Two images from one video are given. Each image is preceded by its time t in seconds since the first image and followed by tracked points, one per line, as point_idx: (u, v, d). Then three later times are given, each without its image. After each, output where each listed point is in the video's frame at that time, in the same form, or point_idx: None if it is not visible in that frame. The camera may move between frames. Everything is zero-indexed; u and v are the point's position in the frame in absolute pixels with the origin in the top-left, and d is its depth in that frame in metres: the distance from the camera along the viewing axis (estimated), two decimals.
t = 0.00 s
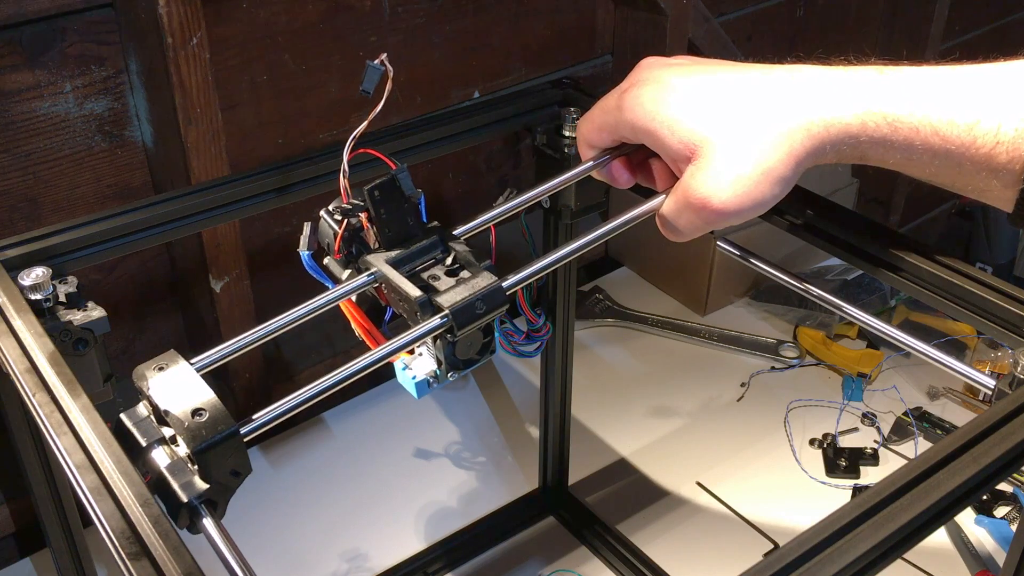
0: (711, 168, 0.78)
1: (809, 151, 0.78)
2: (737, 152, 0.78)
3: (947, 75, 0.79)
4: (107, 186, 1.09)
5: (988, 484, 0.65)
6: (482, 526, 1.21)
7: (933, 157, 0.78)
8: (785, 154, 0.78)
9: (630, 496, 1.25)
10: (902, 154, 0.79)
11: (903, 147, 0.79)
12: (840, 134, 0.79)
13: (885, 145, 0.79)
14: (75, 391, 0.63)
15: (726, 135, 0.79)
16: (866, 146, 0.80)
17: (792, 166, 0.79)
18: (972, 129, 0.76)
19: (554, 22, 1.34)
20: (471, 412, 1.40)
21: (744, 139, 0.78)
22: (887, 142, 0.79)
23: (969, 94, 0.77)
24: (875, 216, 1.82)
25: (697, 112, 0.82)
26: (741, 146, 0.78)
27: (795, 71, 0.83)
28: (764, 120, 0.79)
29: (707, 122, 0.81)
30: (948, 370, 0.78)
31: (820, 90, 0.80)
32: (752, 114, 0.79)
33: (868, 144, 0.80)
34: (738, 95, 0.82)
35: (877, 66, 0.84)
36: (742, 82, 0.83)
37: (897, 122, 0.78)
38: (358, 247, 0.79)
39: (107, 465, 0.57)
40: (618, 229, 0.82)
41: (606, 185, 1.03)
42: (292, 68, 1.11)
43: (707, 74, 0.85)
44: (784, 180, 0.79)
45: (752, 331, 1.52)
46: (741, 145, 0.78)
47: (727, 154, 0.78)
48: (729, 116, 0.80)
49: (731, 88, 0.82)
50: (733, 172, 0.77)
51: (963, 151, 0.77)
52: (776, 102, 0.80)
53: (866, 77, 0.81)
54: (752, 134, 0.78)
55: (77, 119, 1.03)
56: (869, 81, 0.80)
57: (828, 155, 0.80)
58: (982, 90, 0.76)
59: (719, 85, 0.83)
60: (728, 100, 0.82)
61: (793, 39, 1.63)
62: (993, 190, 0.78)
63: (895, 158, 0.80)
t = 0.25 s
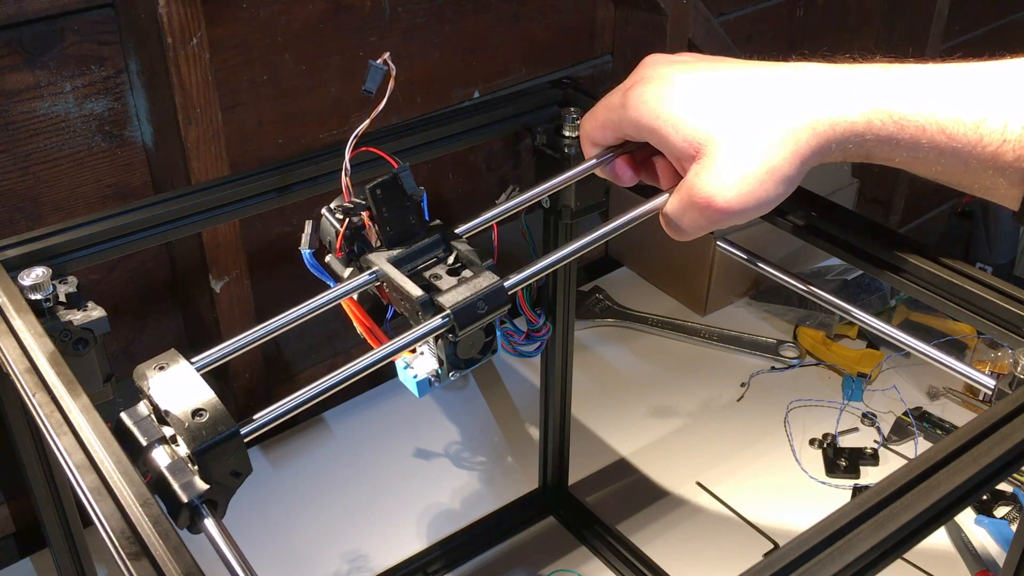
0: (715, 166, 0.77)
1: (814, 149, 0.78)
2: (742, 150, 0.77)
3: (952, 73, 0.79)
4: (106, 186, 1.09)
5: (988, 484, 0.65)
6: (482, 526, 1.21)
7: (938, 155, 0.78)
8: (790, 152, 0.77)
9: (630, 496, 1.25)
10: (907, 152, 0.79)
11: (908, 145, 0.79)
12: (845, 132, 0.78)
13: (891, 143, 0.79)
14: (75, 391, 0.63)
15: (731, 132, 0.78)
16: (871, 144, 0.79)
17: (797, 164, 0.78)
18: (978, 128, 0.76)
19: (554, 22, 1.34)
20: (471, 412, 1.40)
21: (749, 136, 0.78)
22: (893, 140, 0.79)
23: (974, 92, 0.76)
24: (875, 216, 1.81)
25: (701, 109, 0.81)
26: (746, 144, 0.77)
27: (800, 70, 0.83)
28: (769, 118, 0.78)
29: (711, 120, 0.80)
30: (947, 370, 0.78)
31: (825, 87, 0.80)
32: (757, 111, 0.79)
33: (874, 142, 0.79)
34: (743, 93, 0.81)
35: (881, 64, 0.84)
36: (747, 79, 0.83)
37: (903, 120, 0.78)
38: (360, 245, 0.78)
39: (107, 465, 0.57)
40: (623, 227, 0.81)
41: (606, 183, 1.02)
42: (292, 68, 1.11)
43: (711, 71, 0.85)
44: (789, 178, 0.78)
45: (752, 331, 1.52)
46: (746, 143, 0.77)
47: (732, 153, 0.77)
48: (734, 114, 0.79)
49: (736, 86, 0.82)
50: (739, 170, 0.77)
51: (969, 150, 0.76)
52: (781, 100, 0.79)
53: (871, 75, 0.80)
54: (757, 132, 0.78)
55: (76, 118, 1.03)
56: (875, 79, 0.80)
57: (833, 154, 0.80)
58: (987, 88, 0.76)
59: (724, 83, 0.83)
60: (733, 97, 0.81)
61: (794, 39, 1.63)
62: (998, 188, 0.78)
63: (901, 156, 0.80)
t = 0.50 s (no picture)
0: (724, 175, 0.76)
1: (825, 158, 0.76)
2: (750, 159, 0.76)
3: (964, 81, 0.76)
4: (106, 185, 1.09)
5: (987, 484, 0.65)
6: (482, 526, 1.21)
7: (950, 163, 0.76)
8: (800, 162, 0.75)
9: (630, 496, 1.25)
10: (920, 161, 0.77)
11: (920, 155, 0.76)
12: (856, 142, 0.76)
13: (903, 153, 0.77)
14: (75, 391, 0.63)
15: (739, 141, 0.77)
16: (883, 153, 0.77)
17: (807, 173, 0.76)
18: (989, 136, 0.74)
19: (554, 22, 1.34)
20: (472, 412, 1.40)
21: (757, 146, 0.76)
22: (904, 150, 0.76)
23: (986, 99, 0.74)
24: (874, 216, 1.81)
25: (710, 118, 0.80)
26: (754, 152, 0.76)
27: (810, 78, 0.81)
28: (777, 126, 0.76)
29: (720, 129, 0.79)
30: (947, 370, 0.78)
31: (834, 96, 0.78)
32: (765, 120, 0.77)
33: (886, 152, 0.77)
34: (751, 101, 0.80)
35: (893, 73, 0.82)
36: (756, 88, 0.82)
37: (914, 129, 0.76)
38: (366, 248, 0.78)
39: (107, 465, 0.57)
40: (634, 232, 0.81)
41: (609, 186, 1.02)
42: (292, 68, 1.11)
43: (720, 80, 0.84)
44: (798, 189, 0.76)
45: (752, 331, 1.52)
46: (754, 151, 0.76)
47: (740, 161, 0.76)
48: (742, 122, 0.78)
49: (744, 94, 0.81)
50: (746, 178, 0.75)
51: (981, 159, 0.74)
52: (790, 109, 0.77)
53: (881, 83, 0.78)
54: (765, 140, 0.76)
55: (77, 119, 1.03)
56: (886, 87, 0.78)
57: (844, 163, 0.77)
58: (1000, 96, 0.74)
59: (733, 92, 0.82)
60: (741, 106, 0.80)
61: (793, 39, 1.63)
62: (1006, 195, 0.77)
63: (914, 165, 0.77)
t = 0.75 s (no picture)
0: (734, 192, 0.76)
1: (835, 177, 0.75)
2: (762, 177, 0.76)
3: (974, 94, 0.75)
4: (106, 185, 1.09)
5: (987, 484, 0.65)
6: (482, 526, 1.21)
7: (961, 180, 0.74)
8: (810, 179, 0.75)
9: (630, 496, 1.25)
10: (930, 177, 0.75)
11: (931, 171, 0.75)
12: (867, 159, 0.75)
13: (914, 169, 0.75)
14: (75, 391, 0.63)
15: (751, 158, 0.77)
16: (894, 170, 0.76)
17: (817, 192, 0.76)
18: (1001, 150, 0.72)
19: (554, 22, 1.34)
20: (472, 412, 1.40)
21: (768, 164, 0.76)
22: (915, 166, 0.75)
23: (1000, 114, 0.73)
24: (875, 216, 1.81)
25: (721, 133, 0.80)
26: (765, 169, 0.76)
27: (821, 94, 0.81)
28: (789, 144, 0.76)
29: (731, 145, 0.79)
30: (947, 370, 0.78)
31: (846, 112, 0.77)
32: (777, 137, 0.77)
33: (896, 168, 0.76)
34: (763, 117, 0.80)
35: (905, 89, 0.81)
36: (768, 104, 0.81)
37: (925, 145, 0.74)
38: (372, 252, 0.78)
39: (107, 465, 0.57)
40: (642, 244, 0.82)
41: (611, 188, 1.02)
42: (292, 68, 1.11)
43: (732, 95, 0.84)
44: (808, 207, 0.76)
45: (752, 331, 1.52)
46: (765, 168, 0.76)
47: (752, 179, 0.76)
48: (753, 139, 0.78)
49: (755, 110, 0.80)
50: (757, 196, 0.75)
51: (993, 173, 0.73)
52: (801, 125, 0.77)
53: (891, 100, 0.77)
54: (776, 158, 0.76)
55: (76, 119, 1.03)
56: (896, 104, 0.77)
57: (854, 180, 0.77)
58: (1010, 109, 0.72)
59: (744, 108, 0.81)
60: (752, 122, 0.79)
61: (794, 39, 1.63)
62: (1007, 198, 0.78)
63: (925, 182, 0.76)
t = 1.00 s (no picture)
0: (742, 191, 0.76)
1: (844, 174, 0.75)
2: (769, 175, 0.75)
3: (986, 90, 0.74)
4: (106, 186, 1.09)
5: (988, 484, 0.65)
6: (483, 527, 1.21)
7: (970, 177, 0.75)
8: (820, 177, 0.75)
9: (630, 496, 1.25)
10: (940, 174, 0.76)
11: (942, 168, 0.75)
12: (877, 157, 0.75)
13: (924, 167, 0.75)
14: (75, 391, 0.63)
15: (759, 156, 0.77)
16: (904, 168, 0.76)
17: (825, 189, 0.75)
18: (1012, 148, 0.72)
19: (554, 22, 1.34)
20: (472, 412, 1.39)
21: (777, 160, 0.76)
22: (926, 164, 0.75)
23: (1011, 109, 0.72)
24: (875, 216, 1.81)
25: (729, 130, 0.79)
26: (773, 167, 0.75)
27: (830, 88, 0.80)
28: (798, 140, 0.76)
29: (739, 142, 0.78)
30: (947, 369, 0.78)
31: (855, 108, 0.77)
32: (784, 134, 0.76)
33: (907, 166, 0.76)
34: (770, 113, 0.79)
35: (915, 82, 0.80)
36: (776, 98, 0.80)
37: (936, 143, 0.74)
38: (377, 251, 0.78)
39: (107, 465, 0.57)
40: (649, 242, 0.82)
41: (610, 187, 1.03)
42: (292, 68, 1.11)
43: (739, 89, 0.83)
44: (816, 205, 0.76)
45: (752, 331, 1.51)
46: (773, 167, 0.75)
47: (760, 177, 0.76)
48: (760, 137, 0.77)
49: (763, 106, 0.80)
50: (765, 195, 0.75)
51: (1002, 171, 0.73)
52: (810, 121, 0.76)
53: (903, 95, 0.76)
54: (784, 156, 0.75)
55: (76, 118, 1.03)
56: (908, 100, 0.76)
57: (864, 177, 0.76)
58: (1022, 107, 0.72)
59: (752, 103, 0.81)
60: (759, 118, 0.79)
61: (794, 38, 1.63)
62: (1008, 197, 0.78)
63: (935, 178, 0.76)
